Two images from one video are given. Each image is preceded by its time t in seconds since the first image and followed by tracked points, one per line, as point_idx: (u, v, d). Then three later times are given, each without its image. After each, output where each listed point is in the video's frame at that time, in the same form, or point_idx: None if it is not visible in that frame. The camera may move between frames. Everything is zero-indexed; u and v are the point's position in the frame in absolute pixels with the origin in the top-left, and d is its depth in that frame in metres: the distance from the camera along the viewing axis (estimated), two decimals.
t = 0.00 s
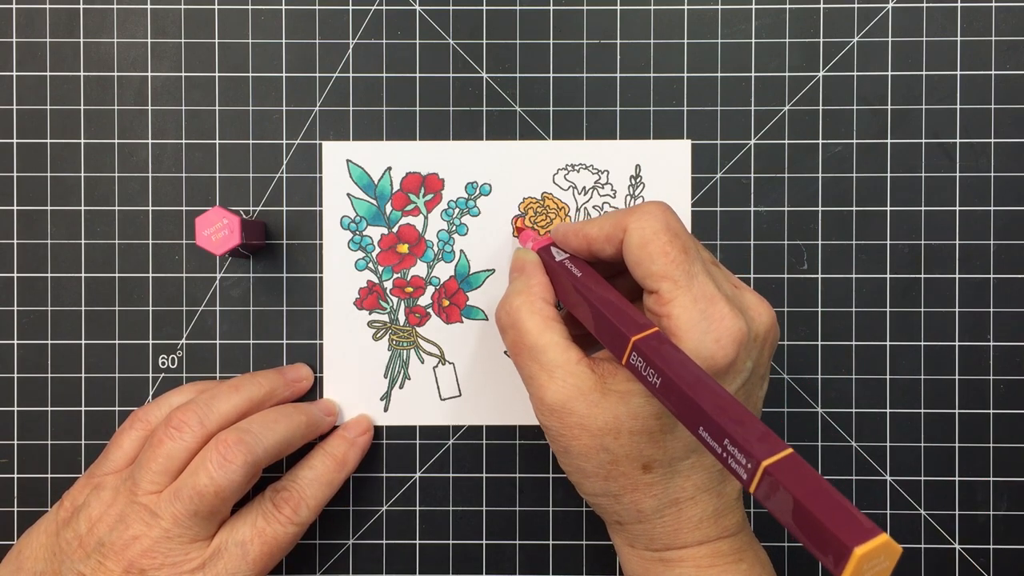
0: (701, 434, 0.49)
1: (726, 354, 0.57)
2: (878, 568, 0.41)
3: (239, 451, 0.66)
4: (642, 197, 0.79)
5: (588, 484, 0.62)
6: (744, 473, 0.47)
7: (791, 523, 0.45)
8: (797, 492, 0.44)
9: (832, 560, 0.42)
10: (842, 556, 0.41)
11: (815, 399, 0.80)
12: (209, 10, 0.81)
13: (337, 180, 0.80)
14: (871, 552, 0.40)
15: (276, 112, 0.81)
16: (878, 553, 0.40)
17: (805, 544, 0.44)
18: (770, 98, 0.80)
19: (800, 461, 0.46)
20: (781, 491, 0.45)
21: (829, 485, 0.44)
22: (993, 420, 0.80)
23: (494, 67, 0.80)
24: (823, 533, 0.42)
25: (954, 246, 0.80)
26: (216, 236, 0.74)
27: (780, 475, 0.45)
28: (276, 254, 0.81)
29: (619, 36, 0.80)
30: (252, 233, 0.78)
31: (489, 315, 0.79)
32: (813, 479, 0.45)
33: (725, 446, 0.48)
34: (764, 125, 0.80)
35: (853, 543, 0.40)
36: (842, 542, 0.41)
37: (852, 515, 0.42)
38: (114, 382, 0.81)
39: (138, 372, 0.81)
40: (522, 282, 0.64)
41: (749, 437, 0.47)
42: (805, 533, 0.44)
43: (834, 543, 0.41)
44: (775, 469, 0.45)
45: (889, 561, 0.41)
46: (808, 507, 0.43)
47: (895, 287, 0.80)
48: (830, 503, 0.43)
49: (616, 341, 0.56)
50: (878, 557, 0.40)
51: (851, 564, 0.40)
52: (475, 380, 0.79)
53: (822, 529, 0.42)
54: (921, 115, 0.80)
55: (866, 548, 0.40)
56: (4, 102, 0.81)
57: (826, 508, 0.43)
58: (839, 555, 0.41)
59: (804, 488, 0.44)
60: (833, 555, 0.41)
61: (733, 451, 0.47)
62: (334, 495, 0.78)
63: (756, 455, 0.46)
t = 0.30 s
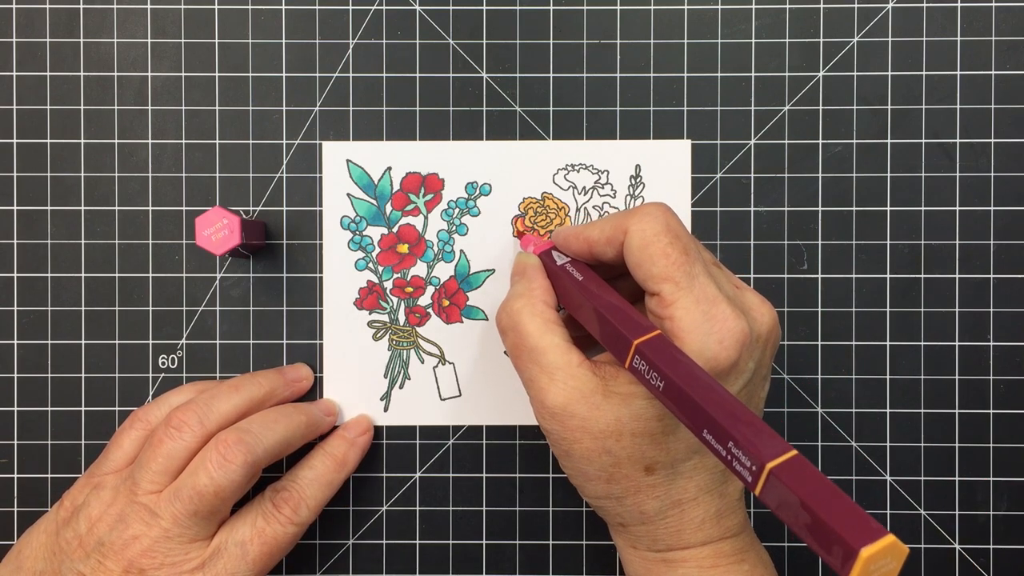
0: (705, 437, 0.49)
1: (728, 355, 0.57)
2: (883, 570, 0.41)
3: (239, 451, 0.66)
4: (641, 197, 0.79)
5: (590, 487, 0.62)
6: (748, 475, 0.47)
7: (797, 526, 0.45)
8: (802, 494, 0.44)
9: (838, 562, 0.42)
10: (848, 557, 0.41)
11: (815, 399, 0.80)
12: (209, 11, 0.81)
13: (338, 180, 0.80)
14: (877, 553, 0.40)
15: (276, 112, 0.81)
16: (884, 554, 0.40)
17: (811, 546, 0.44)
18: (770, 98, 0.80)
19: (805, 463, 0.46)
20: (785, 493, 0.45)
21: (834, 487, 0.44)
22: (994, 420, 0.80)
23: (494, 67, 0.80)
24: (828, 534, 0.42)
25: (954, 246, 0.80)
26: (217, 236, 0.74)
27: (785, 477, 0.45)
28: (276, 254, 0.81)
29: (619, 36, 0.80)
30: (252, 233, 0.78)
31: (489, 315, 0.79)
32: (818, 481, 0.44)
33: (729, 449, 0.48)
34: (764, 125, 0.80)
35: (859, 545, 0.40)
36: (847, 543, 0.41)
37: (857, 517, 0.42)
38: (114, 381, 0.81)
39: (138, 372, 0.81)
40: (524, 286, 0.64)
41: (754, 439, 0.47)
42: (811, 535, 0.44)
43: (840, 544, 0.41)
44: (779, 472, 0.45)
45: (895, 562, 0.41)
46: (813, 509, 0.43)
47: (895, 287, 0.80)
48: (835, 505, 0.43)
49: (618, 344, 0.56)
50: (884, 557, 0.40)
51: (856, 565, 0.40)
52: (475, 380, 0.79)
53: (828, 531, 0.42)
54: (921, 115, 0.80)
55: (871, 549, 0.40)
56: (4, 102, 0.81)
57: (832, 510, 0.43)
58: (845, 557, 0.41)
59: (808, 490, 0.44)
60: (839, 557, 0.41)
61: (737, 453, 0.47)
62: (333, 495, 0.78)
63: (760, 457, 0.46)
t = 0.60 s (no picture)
0: (711, 437, 0.49)
1: (735, 357, 0.57)
2: (888, 571, 0.41)
3: (239, 450, 0.66)
4: (642, 197, 0.79)
5: (594, 487, 0.62)
6: (753, 475, 0.46)
7: (802, 527, 0.44)
8: (807, 494, 0.44)
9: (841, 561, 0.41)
10: (852, 556, 0.40)
11: (815, 399, 0.80)
12: (209, 10, 0.81)
13: (338, 180, 0.80)
14: (881, 553, 0.40)
15: (276, 112, 0.81)
16: (889, 554, 0.40)
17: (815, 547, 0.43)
18: (770, 98, 0.80)
19: (810, 465, 0.46)
20: (791, 493, 0.45)
21: (839, 488, 0.44)
22: (994, 420, 0.80)
23: (494, 67, 0.80)
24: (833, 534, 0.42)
25: (954, 246, 0.80)
26: (217, 236, 0.74)
27: (790, 477, 0.45)
28: (276, 254, 0.81)
29: (619, 36, 0.80)
30: (252, 233, 0.78)
31: (489, 315, 0.79)
32: (823, 482, 0.44)
33: (734, 449, 0.48)
34: (764, 125, 0.80)
35: (863, 544, 0.40)
36: (851, 542, 0.41)
37: (860, 517, 0.42)
38: (113, 381, 0.81)
39: (138, 372, 0.81)
40: (530, 286, 0.64)
41: (759, 439, 0.47)
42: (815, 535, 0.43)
43: (843, 544, 0.41)
44: (784, 472, 0.45)
45: (900, 563, 0.41)
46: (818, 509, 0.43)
47: (895, 287, 0.80)
48: (840, 505, 0.43)
49: (624, 345, 0.56)
50: (889, 558, 0.40)
51: (861, 565, 0.40)
52: (475, 380, 0.79)
53: (832, 530, 0.42)
54: (921, 115, 0.80)
55: (876, 549, 0.40)
56: (4, 102, 0.81)
57: (836, 509, 0.43)
58: (850, 556, 0.41)
59: (813, 490, 0.44)
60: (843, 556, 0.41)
61: (742, 453, 0.47)
62: (333, 495, 0.78)
63: (765, 458, 0.46)
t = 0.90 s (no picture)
0: (716, 437, 0.49)
1: (738, 358, 0.57)
2: (896, 570, 0.41)
3: (239, 451, 0.66)
4: (642, 197, 0.79)
5: (595, 488, 0.62)
6: (759, 476, 0.47)
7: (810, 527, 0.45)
8: (814, 494, 0.44)
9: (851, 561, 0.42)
10: (861, 557, 0.41)
11: (815, 399, 0.80)
12: (209, 11, 0.81)
13: (337, 180, 0.80)
14: (890, 553, 0.40)
15: (276, 113, 0.81)
16: (898, 554, 0.40)
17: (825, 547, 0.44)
18: (770, 99, 0.80)
19: (816, 464, 0.46)
20: (797, 493, 0.45)
21: (845, 488, 0.44)
22: (994, 420, 0.80)
23: (494, 67, 0.80)
24: (842, 535, 0.42)
25: (954, 246, 0.80)
26: (216, 236, 0.74)
27: (797, 477, 0.45)
28: (276, 254, 0.81)
29: (619, 36, 0.80)
30: (252, 233, 0.78)
31: (490, 315, 0.79)
32: (829, 482, 0.44)
33: (740, 449, 0.48)
34: (764, 125, 0.80)
35: (871, 545, 0.40)
36: (859, 543, 0.41)
37: (868, 517, 0.42)
38: (113, 381, 0.81)
39: (138, 372, 0.81)
40: (533, 285, 0.64)
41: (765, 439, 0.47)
42: (822, 535, 0.44)
43: (852, 544, 0.41)
44: (791, 472, 0.45)
45: (908, 563, 0.41)
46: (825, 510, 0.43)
47: (895, 287, 0.80)
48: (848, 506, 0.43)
49: (629, 345, 0.56)
50: (897, 558, 0.40)
51: (869, 566, 0.40)
52: (475, 380, 0.79)
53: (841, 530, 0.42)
54: (921, 115, 0.80)
55: (884, 550, 0.40)
56: (4, 102, 0.81)
57: (844, 510, 0.43)
58: (858, 557, 0.41)
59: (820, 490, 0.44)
60: (852, 556, 0.41)
61: (748, 453, 0.47)
62: (333, 495, 0.78)
63: (771, 458, 0.46)
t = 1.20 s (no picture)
0: (827, 445, 0.49)
1: (825, 367, 0.57)
2: None
3: (239, 450, 0.66)
4: (641, 197, 0.79)
5: (659, 491, 0.61)
6: (882, 484, 0.46)
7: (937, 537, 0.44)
8: (945, 505, 0.43)
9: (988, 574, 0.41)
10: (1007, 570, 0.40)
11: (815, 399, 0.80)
12: (209, 11, 0.81)
13: (337, 180, 0.80)
14: None
15: (276, 112, 0.81)
16: None
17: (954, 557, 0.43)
18: (770, 98, 0.80)
19: (945, 474, 0.45)
20: (925, 503, 0.44)
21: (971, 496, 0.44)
22: (994, 420, 0.80)
23: (494, 67, 0.80)
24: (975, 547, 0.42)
25: (954, 246, 0.80)
26: (216, 236, 0.74)
27: (930, 487, 0.44)
28: (276, 254, 0.81)
29: (619, 36, 0.80)
30: (252, 233, 0.78)
31: (490, 315, 0.79)
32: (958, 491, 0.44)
33: (859, 457, 0.47)
34: (763, 125, 0.80)
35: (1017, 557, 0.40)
36: (1005, 557, 0.40)
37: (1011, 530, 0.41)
38: (113, 381, 0.81)
39: (138, 372, 0.81)
40: (611, 282, 0.64)
41: (886, 449, 0.46)
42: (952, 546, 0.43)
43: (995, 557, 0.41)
44: (922, 482, 0.44)
45: None
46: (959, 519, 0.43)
47: (895, 287, 0.80)
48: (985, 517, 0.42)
49: (722, 351, 0.56)
50: None
51: None
52: (475, 380, 0.79)
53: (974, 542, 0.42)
54: (921, 115, 0.80)
55: None
56: (4, 102, 0.81)
57: (977, 522, 0.42)
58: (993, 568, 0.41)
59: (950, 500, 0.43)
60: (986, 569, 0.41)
61: (869, 462, 0.47)
62: (333, 495, 0.78)
63: (899, 467, 0.45)
